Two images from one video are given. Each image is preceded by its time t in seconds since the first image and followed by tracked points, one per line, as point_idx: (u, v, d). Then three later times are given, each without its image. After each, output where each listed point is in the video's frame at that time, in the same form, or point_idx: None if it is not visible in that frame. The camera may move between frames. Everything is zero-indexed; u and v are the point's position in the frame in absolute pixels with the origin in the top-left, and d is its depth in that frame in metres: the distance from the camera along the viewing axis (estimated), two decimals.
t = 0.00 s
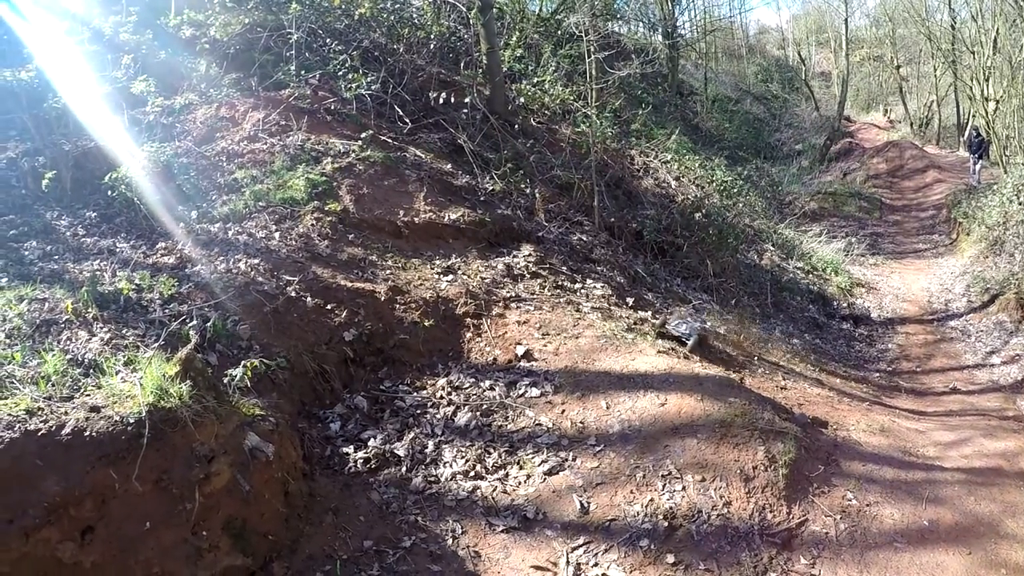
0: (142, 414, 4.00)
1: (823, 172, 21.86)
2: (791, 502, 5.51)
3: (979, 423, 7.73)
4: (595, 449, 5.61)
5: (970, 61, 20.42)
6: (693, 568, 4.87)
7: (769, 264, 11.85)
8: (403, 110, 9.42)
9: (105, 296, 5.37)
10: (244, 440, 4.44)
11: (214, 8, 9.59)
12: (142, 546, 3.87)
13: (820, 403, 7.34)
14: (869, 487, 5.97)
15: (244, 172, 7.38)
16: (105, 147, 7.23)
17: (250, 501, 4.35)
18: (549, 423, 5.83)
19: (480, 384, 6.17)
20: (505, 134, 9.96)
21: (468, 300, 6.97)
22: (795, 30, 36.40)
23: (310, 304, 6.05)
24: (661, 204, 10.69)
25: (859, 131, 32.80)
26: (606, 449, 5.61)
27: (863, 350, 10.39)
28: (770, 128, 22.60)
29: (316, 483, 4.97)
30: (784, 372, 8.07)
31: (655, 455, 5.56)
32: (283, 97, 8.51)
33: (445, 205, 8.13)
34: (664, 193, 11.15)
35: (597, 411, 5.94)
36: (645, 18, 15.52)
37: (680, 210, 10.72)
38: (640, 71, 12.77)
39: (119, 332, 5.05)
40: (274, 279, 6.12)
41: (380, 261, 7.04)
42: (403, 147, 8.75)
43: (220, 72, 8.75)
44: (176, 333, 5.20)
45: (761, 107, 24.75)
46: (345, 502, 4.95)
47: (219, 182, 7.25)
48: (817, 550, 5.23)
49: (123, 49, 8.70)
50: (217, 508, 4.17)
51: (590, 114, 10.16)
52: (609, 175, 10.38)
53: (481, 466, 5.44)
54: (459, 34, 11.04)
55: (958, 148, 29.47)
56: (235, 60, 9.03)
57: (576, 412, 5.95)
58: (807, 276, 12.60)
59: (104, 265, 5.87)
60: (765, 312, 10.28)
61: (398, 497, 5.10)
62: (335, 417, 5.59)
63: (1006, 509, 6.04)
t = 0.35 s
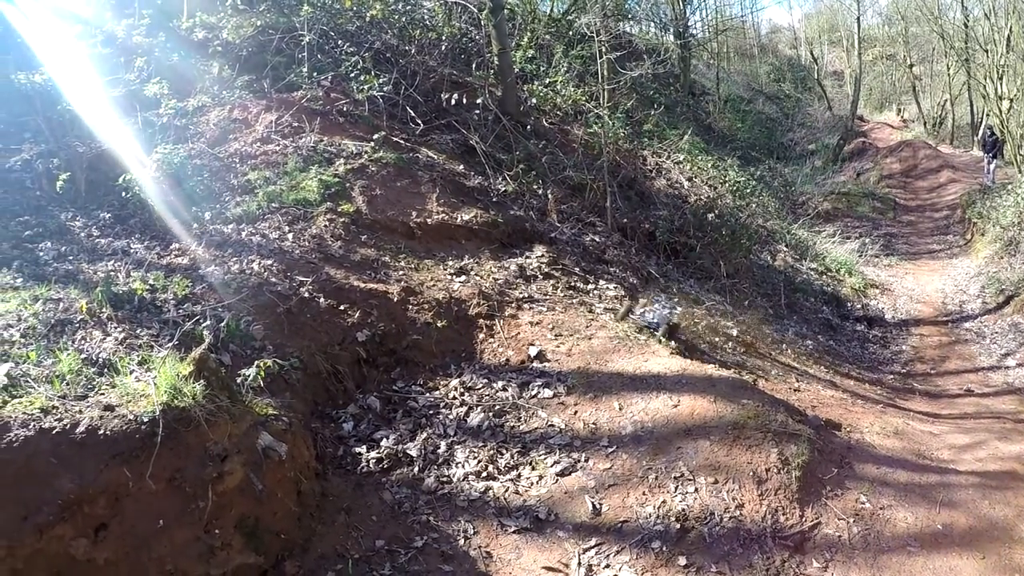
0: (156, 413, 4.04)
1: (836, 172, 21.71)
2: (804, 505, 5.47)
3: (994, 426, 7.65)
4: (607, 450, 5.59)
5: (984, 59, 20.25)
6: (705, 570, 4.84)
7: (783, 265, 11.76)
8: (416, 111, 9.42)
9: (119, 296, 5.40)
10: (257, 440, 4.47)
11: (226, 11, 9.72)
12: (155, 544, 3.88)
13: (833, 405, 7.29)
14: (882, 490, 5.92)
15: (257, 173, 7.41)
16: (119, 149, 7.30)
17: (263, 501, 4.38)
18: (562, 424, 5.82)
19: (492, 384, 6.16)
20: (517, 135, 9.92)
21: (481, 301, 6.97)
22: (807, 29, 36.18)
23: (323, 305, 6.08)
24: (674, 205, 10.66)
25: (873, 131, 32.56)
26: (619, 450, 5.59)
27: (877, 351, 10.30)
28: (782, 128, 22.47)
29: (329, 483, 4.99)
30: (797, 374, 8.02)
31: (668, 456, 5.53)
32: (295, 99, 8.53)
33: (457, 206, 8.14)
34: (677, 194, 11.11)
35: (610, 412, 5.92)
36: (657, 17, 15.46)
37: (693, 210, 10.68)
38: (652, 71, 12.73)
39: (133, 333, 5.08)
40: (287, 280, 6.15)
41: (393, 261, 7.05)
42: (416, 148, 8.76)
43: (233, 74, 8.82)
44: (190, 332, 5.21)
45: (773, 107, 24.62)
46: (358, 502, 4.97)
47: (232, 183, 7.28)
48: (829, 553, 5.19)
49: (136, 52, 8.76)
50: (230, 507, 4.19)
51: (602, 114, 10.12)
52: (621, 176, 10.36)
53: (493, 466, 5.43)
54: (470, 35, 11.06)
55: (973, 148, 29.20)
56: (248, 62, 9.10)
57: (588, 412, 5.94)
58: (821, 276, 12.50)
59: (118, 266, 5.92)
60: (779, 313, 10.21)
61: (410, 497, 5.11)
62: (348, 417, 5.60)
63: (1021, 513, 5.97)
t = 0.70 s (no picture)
0: (188, 406, 4.20)
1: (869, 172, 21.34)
2: (834, 512, 5.37)
3: None
4: (636, 452, 5.55)
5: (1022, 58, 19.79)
6: None
7: (815, 267, 11.57)
8: (446, 111, 9.43)
9: (153, 292, 5.46)
10: (288, 435, 4.52)
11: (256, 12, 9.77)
12: (185, 534, 4.05)
13: (866, 411, 7.16)
14: (914, 498, 5.81)
15: (289, 173, 7.49)
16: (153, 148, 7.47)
17: (293, 495, 4.43)
18: (591, 425, 5.79)
19: (522, 384, 6.14)
20: (547, 134, 9.80)
21: (511, 301, 6.97)
22: (838, 27, 35.62)
23: (355, 302, 6.17)
24: (704, 205, 10.56)
25: (906, 130, 31.94)
26: (648, 452, 5.55)
27: (910, 356, 10.11)
28: (814, 128, 22.13)
29: (358, 479, 5.04)
30: (829, 378, 7.88)
31: (697, 459, 5.47)
32: (326, 99, 8.68)
33: (488, 205, 8.14)
34: (707, 195, 10.99)
35: (639, 414, 5.88)
36: (686, 16, 15.33)
37: (724, 211, 10.57)
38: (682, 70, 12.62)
39: (166, 328, 5.16)
40: (319, 278, 6.22)
41: (424, 260, 7.08)
42: (446, 147, 8.78)
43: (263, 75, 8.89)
44: (223, 328, 5.22)
45: (805, 107, 24.26)
46: (386, 498, 5.01)
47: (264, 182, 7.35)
48: (859, 563, 5.11)
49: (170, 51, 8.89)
50: (260, 500, 4.28)
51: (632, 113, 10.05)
52: (651, 176, 10.28)
53: (522, 466, 5.42)
54: (499, 35, 11.02)
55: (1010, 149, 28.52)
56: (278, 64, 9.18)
57: (618, 414, 5.90)
58: (854, 279, 12.25)
59: (152, 262, 6.01)
60: (811, 316, 10.06)
61: (438, 495, 5.13)
62: (378, 414, 5.62)
63: None
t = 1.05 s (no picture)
0: (229, 399, 4.41)
1: (914, 174, 20.81)
2: (873, 524, 5.25)
3: None
4: (675, 456, 5.48)
5: None
6: None
7: (860, 270, 11.26)
8: (486, 111, 9.41)
9: (197, 286, 5.69)
10: (328, 429, 4.72)
11: (298, 13, 9.91)
12: (223, 523, 4.26)
13: (908, 420, 6.98)
14: (954, 513, 5.67)
15: (331, 171, 7.58)
16: (197, 149, 7.78)
17: (332, 487, 4.62)
18: (630, 427, 5.72)
19: (562, 384, 6.09)
20: (588, 133, 9.77)
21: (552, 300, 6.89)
22: (882, 24, 34.79)
23: (395, 300, 6.19)
24: (747, 207, 10.39)
25: (953, 130, 31.05)
26: (687, 457, 5.48)
27: (955, 365, 9.83)
28: (858, 128, 21.64)
29: (396, 474, 5.13)
30: (871, 385, 7.69)
31: (735, 465, 5.41)
32: (367, 98, 8.71)
33: (530, 205, 8.10)
34: (750, 196, 10.80)
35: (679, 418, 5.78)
36: (727, 14, 14.99)
37: (767, 212, 10.39)
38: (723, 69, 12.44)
39: (210, 321, 5.35)
40: (360, 275, 6.29)
41: (465, 259, 7.10)
42: (487, 147, 8.76)
43: (305, 75, 8.99)
44: (266, 323, 5.34)
45: (848, 106, 23.75)
46: (423, 494, 5.11)
47: (306, 180, 7.45)
48: None
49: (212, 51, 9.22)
50: (298, 492, 4.46)
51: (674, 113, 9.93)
52: (693, 177, 10.16)
53: (559, 466, 5.40)
54: (539, 34, 10.96)
55: None
56: (320, 63, 9.26)
57: (658, 417, 5.79)
58: (898, 284, 11.90)
59: (196, 258, 6.24)
60: (854, 322, 9.84)
61: (474, 492, 5.19)
62: (417, 411, 5.66)
63: None
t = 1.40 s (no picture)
0: (276, 392, 4.74)
1: (972, 177, 20.09)
2: (919, 539, 5.09)
3: None
4: (719, 463, 5.35)
5: None
6: None
7: (914, 276, 10.90)
8: (536, 110, 9.32)
9: (249, 282, 6.02)
10: (373, 424, 5.00)
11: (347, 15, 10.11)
12: (265, 512, 4.66)
13: (958, 434, 6.72)
14: (1004, 531, 5.43)
15: (382, 170, 7.69)
16: (248, 146, 7.99)
17: (375, 481, 4.89)
18: (675, 432, 5.59)
19: (608, 386, 5.99)
20: (638, 134, 9.57)
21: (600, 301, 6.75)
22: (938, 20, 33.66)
23: (443, 298, 6.33)
24: (798, 209, 10.17)
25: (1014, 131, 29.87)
26: (731, 463, 5.35)
27: (1011, 378, 9.47)
28: (913, 128, 20.97)
29: (439, 471, 5.26)
30: (922, 396, 7.44)
31: (781, 474, 5.26)
32: (416, 99, 8.75)
33: (579, 205, 7.98)
34: (802, 198, 10.53)
35: (725, 423, 5.62)
36: (777, 11, 14.50)
37: (819, 215, 10.15)
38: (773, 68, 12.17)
39: (260, 315, 5.61)
40: (409, 273, 6.45)
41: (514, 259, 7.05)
42: (538, 147, 8.68)
43: (355, 75, 9.14)
44: (315, 319, 5.58)
45: (903, 105, 23.02)
46: (466, 491, 5.18)
47: (356, 179, 7.55)
48: None
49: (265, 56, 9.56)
50: (341, 486, 4.79)
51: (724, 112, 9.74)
52: (743, 178, 10.00)
53: (603, 469, 5.34)
54: (587, 34, 10.40)
55: None
56: (371, 63, 9.41)
57: (704, 422, 5.65)
58: (953, 291, 11.50)
59: (248, 253, 6.50)
60: (906, 330, 9.55)
61: (518, 491, 5.19)
62: (463, 409, 5.69)
63: None
